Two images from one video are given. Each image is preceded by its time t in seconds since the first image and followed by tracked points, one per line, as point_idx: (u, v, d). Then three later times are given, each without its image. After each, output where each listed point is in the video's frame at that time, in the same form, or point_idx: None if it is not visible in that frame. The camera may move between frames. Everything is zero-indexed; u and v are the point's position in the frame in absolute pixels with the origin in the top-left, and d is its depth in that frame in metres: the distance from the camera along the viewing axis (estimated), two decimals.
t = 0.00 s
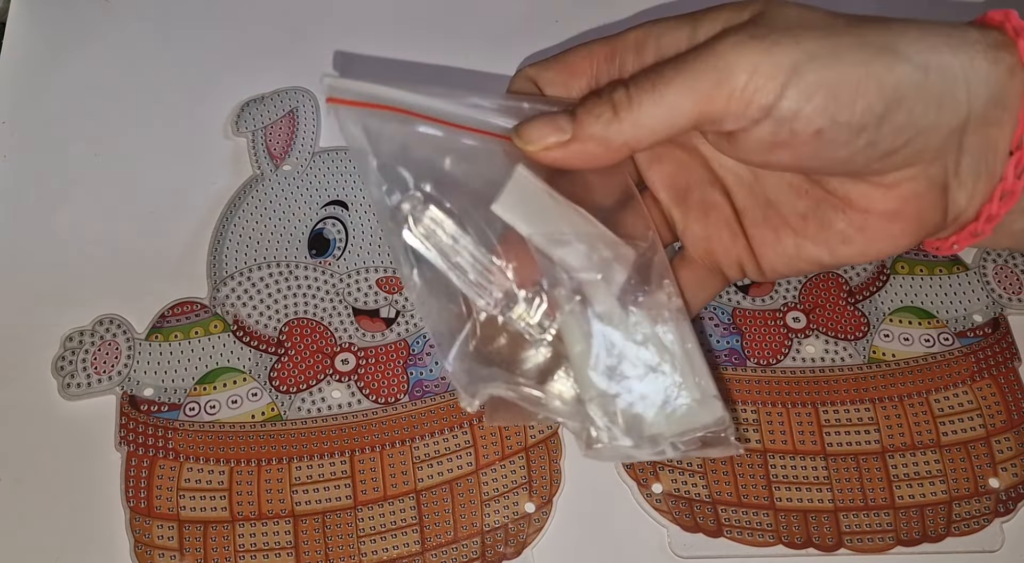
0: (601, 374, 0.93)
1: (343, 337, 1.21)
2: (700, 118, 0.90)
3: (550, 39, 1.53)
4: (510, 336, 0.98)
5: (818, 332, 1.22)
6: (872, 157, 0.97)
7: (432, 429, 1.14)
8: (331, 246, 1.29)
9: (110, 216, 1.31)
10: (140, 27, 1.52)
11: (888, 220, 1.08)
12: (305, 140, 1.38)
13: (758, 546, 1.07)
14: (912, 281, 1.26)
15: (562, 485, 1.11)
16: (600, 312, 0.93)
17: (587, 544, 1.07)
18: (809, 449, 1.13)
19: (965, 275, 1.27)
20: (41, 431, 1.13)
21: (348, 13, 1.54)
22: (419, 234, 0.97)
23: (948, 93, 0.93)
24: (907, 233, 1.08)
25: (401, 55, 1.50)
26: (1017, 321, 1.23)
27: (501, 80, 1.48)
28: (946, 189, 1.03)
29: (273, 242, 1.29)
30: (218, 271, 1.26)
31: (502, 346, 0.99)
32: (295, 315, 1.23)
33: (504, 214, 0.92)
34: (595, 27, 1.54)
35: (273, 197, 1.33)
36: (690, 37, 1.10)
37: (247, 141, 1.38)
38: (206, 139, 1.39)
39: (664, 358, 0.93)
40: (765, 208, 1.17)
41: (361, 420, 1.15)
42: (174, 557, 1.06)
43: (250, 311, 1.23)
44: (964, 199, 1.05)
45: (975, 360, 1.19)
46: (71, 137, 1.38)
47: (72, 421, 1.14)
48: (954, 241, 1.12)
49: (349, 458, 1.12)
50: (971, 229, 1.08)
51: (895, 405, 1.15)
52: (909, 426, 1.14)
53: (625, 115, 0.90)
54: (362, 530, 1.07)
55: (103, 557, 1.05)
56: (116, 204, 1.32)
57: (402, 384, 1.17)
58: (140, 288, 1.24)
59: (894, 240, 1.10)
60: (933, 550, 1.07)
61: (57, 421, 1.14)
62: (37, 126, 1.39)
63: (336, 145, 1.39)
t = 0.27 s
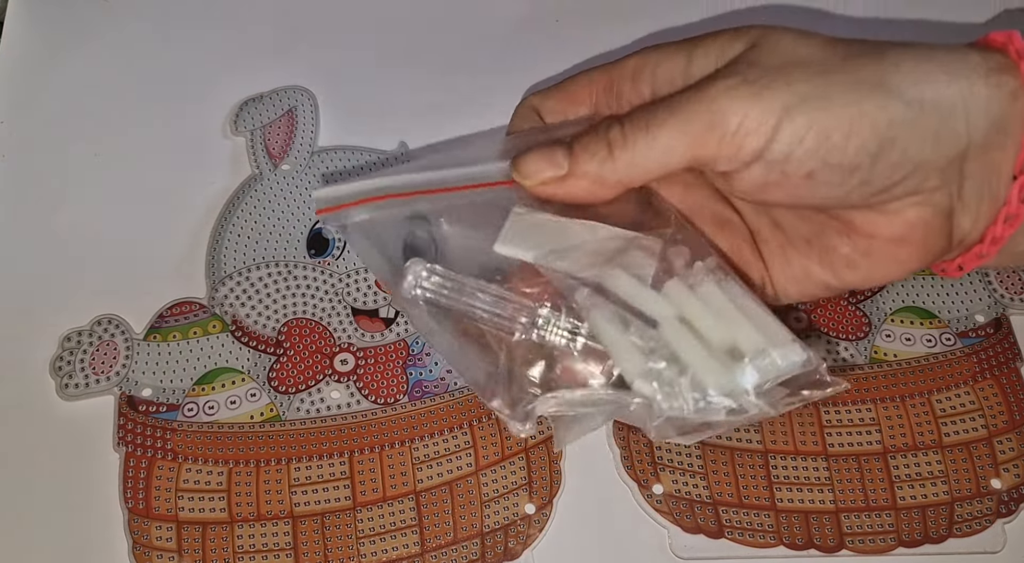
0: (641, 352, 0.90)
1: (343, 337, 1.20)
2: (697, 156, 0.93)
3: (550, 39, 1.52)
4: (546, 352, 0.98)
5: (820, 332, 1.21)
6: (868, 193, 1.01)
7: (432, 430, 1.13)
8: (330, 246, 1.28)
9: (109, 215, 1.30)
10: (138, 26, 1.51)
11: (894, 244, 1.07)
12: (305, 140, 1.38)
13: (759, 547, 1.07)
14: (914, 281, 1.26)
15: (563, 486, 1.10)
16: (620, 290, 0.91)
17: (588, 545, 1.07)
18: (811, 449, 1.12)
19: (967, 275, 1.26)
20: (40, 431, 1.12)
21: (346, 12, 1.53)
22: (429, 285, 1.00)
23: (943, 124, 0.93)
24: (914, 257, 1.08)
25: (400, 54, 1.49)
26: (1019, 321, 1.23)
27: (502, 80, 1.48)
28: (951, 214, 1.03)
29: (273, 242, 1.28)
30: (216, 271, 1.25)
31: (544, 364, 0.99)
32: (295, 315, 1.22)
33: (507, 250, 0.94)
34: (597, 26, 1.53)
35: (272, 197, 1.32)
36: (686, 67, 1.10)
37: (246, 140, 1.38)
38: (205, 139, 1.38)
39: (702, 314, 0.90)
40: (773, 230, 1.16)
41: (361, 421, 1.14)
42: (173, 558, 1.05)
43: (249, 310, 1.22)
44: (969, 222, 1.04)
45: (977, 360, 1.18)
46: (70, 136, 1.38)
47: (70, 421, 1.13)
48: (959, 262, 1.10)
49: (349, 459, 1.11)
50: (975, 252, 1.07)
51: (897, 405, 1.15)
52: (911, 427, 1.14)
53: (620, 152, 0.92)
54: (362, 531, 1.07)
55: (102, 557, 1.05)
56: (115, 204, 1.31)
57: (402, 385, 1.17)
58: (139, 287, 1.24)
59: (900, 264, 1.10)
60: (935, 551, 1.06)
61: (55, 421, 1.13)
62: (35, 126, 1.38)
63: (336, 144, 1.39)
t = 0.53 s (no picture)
0: (605, 313, 1.00)
1: (342, 337, 1.20)
2: (698, 147, 0.92)
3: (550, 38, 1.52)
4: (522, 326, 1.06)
5: (821, 332, 1.21)
6: (862, 168, 1.00)
7: (432, 430, 1.13)
8: (329, 246, 1.28)
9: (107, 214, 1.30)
10: (137, 24, 1.50)
11: (892, 223, 1.08)
12: (304, 140, 1.37)
13: (760, 548, 1.06)
14: (915, 281, 1.25)
15: (563, 487, 1.10)
16: (586, 263, 1.00)
17: (588, 546, 1.06)
18: (812, 450, 1.12)
19: (969, 275, 1.26)
20: (38, 431, 1.12)
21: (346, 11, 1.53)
22: (412, 266, 1.07)
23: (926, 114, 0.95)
24: (911, 237, 1.09)
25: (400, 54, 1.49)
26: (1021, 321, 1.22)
27: (501, 80, 1.47)
28: (947, 189, 1.03)
29: (272, 242, 1.27)
30: (215, 271, 1.25)
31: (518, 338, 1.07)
32: (294, 316, 1.21)
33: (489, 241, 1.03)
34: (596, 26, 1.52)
35: (271, 197, 1.31)
36: (674, 63, 1.09)
37: (245, 140, 1.37)
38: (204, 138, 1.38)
39: (670, 277, 1.00)
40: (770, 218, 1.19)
41: (360, 422, 1.13)
42: (172, 559, 1.05)
43: (248, 311, 1.22)
44: (967, 201, 1.03)
45: (979, 360, 1.18)
46: (68, 135, 1.37)
47: (69, 421, 1.12)
48: (959, 249, 1.08)
49: (348, 459, 1.11)
50: (976, 232, 1.05)
51: (899, 406, 1.15)
52: (912, 427, 1.13)
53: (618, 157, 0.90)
54: (361, 532, 1.06)
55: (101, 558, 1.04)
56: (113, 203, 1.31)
57: (402, 385, 1.16)
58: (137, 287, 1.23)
59: (899, 244, 1.10)
60: (937, 552, 1.06)
61: (53, 422, 1.12)
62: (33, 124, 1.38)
63: (336, 144, 1.38)
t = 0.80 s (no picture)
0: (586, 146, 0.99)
1: (342, 338, 1.20)
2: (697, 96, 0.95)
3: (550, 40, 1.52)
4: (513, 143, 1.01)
5: (822, 332, 1.21)
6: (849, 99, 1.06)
7: (432, 431, 1.13)
8: (329, 246, 1.28)
9: (107, 214, 1.29)
10: (137, 24, 1.50)
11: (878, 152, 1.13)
12: (304, 139, 1.37)
13: (761, 548, 1.06)
14: (916, 281, 1.25)
15: (563, 487, 1.10)
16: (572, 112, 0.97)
17: (589, 547, 1.06)
18: (813, 450, 1.12)
19: (970, 275, 1.26)
20: (37, 432, 1.11)
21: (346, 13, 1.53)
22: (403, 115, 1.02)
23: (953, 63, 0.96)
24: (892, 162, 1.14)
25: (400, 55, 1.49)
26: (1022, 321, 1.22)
27: (501, 81, 1.47)
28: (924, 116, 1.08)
29: (271, 242, 1.27)
30: (214, 271, 1.24)
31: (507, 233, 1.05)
32: (294, 316, 1.21)
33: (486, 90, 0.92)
34: (595, 29, 1.53)
35: (271, 197, 1.31)
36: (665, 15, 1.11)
37: (245, 140, 1.37)
38: (203, 138, 1.37)
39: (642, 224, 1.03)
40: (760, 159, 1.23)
41: (360, 422, 1.13)
42: (171, 559, 1.04)
43: (247, 311, 1.21)
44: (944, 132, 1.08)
45: (980, 361, 1.18)
46: (67, 135, 1.37)
47: (68, 421, 1.12)
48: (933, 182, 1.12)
49: (348, 460, 1.10)
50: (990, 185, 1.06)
51: (899, 406, 1.15)
52: (913, 427, 1.13)
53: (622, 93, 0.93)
54: (361, 533, 1.06)
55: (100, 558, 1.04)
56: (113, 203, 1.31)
57: (401, 386, 1.16)
58: (137, 287, 1.23)
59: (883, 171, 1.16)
60: (937, 552, 1.06)
61: (52, 422, 1.12)
62: (32, 123, 1.37)
63: (335, 144, 1.38)
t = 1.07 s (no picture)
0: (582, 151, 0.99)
1: (343, 337, 1.21)
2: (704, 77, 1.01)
3: (549, 43, 1.53)
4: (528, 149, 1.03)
5: (820, 332, 1.21)
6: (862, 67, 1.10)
7: (432, 430, 1.13)
8: (331, 247, 1.29)
9: (110, 215, 1.31)
10: (141, 29, 1.52)
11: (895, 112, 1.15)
12: (305, 141, 1.38)
13: (760, 547, 1.07)
14: (914, 281, 1.26)
15: (563, 486, 1.10)
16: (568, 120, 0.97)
17: (589, 546, 1.06)
18: (812, 450, 1.12)
19: (968, 275, 1.26)
20: (40, 431, 1.12)
21: (347, 17, 1.55)
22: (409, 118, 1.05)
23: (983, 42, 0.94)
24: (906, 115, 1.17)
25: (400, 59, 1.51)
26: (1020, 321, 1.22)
27: (501, 83, 1.48)
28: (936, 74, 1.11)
29: (273, 243, 1.28)
30: (217, 271, 1.25)
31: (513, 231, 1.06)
32: (296, 316, 1.22)
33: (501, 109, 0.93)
34: (593, 32, 1.55)
35: (273, 198, 1.32)
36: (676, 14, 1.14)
37: (247, 143, 1.38)
38: (206, 140, 1.39)
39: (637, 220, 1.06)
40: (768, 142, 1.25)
41: (361, 421, 1.14)
42: (173, 558, 1.05)
43: (250, 311, 1.22)
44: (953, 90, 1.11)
45: (978, 361, 1.18)
46: (71, 137, 1.38)
47: (71, 421, 1.13)
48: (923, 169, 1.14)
49: (349, 459, 1.11)
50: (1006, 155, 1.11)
51: (898, 405, 1.15)
52: (911, 427, 1.13)
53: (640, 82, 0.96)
54: (362, 532, 1.07)
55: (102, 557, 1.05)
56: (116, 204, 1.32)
57: (402, 385, 1.17)
58: (140, 288, 1.24)
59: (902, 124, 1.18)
60: (936, 551, 1.06)
61: (56, 421, 1.13)
62: (37, 126, 1.39)
63: (337, 146, 1.39)
